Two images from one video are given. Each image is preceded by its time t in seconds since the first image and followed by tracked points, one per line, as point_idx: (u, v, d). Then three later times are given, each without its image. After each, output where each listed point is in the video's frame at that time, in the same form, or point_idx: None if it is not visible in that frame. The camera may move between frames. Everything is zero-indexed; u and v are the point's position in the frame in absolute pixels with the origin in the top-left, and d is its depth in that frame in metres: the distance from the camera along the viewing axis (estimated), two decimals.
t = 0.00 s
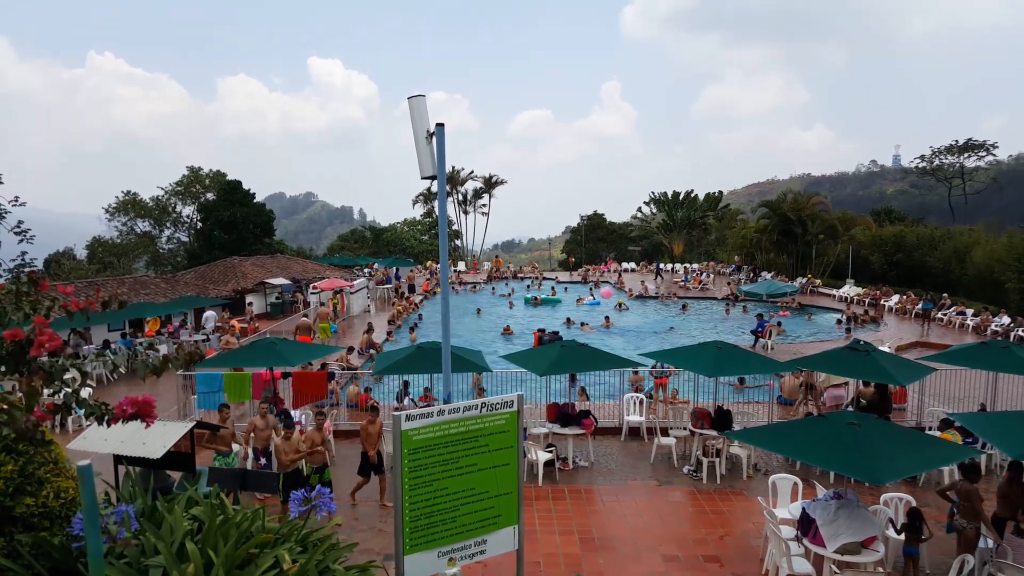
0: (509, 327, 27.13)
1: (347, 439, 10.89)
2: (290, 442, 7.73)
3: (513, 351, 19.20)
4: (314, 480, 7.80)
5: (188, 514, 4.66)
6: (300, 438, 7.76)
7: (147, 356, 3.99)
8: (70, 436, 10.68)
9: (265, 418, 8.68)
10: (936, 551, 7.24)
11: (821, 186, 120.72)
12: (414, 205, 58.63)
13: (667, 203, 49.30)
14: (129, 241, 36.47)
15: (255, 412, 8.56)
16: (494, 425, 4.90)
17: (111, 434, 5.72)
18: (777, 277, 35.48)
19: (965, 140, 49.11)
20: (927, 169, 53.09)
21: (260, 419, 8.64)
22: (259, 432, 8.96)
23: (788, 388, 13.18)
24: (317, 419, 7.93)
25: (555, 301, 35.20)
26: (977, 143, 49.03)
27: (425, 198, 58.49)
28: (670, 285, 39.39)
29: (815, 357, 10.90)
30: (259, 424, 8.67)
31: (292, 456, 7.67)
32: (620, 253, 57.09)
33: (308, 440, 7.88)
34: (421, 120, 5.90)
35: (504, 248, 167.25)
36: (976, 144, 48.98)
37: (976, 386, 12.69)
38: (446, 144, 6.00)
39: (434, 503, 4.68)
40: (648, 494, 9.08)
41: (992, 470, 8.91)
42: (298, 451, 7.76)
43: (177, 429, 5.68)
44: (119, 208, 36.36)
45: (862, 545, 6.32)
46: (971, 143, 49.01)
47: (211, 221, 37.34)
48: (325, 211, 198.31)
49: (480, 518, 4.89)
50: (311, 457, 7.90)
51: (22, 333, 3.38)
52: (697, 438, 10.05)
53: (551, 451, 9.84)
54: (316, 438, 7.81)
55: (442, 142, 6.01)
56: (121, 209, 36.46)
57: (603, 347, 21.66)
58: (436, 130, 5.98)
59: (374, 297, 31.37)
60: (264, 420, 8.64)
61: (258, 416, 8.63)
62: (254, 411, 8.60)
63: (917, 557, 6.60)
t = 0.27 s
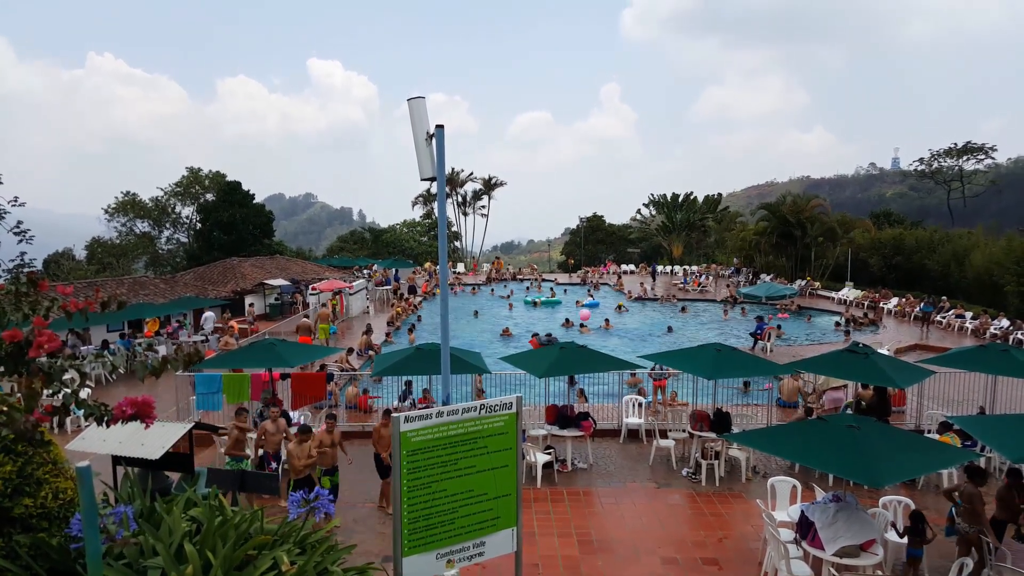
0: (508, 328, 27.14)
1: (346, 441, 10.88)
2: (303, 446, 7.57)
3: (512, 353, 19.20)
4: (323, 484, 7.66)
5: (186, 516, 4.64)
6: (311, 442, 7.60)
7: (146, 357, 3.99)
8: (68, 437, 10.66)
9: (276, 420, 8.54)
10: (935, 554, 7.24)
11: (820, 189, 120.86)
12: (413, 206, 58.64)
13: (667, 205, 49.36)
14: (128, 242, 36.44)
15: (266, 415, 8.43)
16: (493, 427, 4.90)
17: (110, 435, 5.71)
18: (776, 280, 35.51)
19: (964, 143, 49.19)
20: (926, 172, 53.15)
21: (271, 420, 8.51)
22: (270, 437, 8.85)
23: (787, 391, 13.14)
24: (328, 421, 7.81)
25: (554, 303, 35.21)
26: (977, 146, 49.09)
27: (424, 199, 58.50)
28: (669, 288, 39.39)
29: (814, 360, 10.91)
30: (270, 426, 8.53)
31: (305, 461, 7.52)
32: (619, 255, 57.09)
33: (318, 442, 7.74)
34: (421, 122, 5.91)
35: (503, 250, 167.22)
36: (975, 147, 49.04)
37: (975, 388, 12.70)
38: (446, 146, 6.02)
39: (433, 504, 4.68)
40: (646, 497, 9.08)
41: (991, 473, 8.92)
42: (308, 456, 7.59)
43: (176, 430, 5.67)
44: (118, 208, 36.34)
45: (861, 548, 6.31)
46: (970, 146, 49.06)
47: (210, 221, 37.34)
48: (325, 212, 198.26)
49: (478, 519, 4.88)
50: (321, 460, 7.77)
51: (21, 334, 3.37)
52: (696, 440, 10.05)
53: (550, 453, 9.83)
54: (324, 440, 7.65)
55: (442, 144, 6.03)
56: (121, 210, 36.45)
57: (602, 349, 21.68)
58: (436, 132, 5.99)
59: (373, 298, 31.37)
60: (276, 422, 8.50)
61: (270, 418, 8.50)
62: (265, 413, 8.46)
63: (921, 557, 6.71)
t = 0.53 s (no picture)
0: (508, 330, 27.15)
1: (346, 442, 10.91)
2: (320, 445, 7.44)
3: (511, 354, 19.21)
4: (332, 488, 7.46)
5: (186, 516, 4.64)
6: (328, 442, 7.48)
7: (147, 357, 3.99)
8: (69, 437, 10.68)
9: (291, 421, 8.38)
10: (934, 555, 7.26)
11: (820, 190, 120.90)
12: (413, 207, 58.66)
13: (667, 206, 49.39)
14: (129, 242, 36.46)
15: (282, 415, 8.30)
16: (493, 428, 4.91)
17: (109, 435, 5.71)
18: (775, 281, 35.51)
19: (964, 145, 49.20)
20: (927, 173, 53.14)
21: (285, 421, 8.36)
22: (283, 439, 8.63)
23: (787, 392, 13.11)
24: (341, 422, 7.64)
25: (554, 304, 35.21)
26: (977, 148, 49.07)
27: (424, 201, 58.52)
28: (669, 289, 39.40)
29: (814, 361, 10.90)
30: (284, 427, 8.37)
31: (321, 461, 7.40)
32: (619, 256, 57.10)
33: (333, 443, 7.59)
34: (421, 123, 5.91)
35: (503, 251, 167.35)
36: (975, 148, 49.03)
37: (976, 390, 12.70)
38: (446, 147, 6.04)
39: (432, 505, 4.68)
40: (646, 498, 9.07)
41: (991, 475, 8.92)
42: (324, 456, 7.47)
43: (176, 430, 5.66)
44: (118, 209, 36.37)
45: (861, 549, 6.30)
46: (970, 147, 49.07)
47: (210, 222, 37.36)
48: (325, 212, 198.19)
49: (478, 520, 4.88)
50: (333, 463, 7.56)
51: (22, 334, 3.37)
52: (696, 442, 10.04)
53: (549, 453, 9.83)
54: (338, 441, 7.51)
55: (442, 145, 6.05)
56: (121, 211, 36.47)
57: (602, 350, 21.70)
58: (436, 133, 6.00)
59: (373, 299, 31.38)
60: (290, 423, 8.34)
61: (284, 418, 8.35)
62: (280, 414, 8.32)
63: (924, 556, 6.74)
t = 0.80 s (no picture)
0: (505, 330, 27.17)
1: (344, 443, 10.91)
2: (331, 449, 7.36)
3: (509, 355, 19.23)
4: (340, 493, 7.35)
5: (183, 518, 4.64)
6: (338, 446, 7.40)
7: (143, 359, 3.98)
8: (65, 439, 10.65)
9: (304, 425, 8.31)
10: (932, 555, 7.29)
11: (816, 191, 121.23)
12: (410, 208, 58.63)
13: (664, 207, 49.49)
14: (124, 243, 36.34)
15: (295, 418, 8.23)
16: (490, 429, 4.92)
17: (106, 437, 5.70)
18: (772, 281, 35.60)
19: (960, 145, 49.38)
20: (922, 174, 53.33)
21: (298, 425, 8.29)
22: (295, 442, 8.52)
23: (783, 392, 13.15)
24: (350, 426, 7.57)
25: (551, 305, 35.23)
26: (972, 148, 49.25)
27: (421, 201, 58.46)
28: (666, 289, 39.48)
29: (811, 361, 10.94)
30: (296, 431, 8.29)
31: (332, 465, 7.32)
32: (616, 257, 57.16)
33: (342, 447, 7.51)
34: (418, 124, 5.93)
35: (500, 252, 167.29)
36: (970, 149, 49.22)
37: (971, 389, 12.76)
38: (443, 148, 6.06)
39: (431, 506, 4.68)
40: (644, 498, 9.09)
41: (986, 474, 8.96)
42: (333, 461, 7.38)
43: (172, 432, 5.65)
44: (114, 210, 36.27)
45: (858, 548, 6.33)
46: (965, 148, 49.25)
47: (207, 223, 37.27)
48: (321, 213, 197.90)
49: (476, 521, 4.88)
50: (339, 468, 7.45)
51: (17, 335, 3.36)
52: (693, 441, 10.06)
53: (547, 454, 9.84)
54: (346, 445, 7.40)
55: (439, 146, 6.07)
56: (117, 212, 36.35)
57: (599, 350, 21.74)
58: (433, 134, 6.03)
59: (370, 300, 31.36)
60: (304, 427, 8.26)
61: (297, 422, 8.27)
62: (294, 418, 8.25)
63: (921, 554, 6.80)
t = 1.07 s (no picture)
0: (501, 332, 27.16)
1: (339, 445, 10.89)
2: (340, 455, 7.18)
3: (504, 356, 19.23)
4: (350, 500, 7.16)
5: (178, 520, 4.63)
6: (346, 452, 7.19)
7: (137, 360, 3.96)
8: (58, 441, 10.59)
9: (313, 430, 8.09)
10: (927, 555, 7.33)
11: (811, 192, 121.69)
12: (405, 209, 58.56)
13: (658, 208, 49.59)
14: (118, 245, 36.17)
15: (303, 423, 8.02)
16: (486, 430, 4.91)
17: (100, 439, 5.67)
18: (766, 282, 35.71)
19: (953, 146, 49.64)
20: (915, 175, 53.59)
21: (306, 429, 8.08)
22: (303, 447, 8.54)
23: (778, 393, 13.19)
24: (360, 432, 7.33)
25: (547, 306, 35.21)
26: (965, 149, 49.51)
27: (416, 202, 58.39)
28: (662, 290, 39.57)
29: (805, 362, 10.97)
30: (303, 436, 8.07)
31: (342, 472, 7.13)
32: (611, 258, 57.23)
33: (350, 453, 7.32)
34: (413, 125, 5.94)
35: (495, 253, 167.26)
36: (963, 150, 49.47)
37: (965, 390, 12.82)
38: (438, 149, 6.08)
39: (426, 508, 4.67)
40: (639, 499, 9.10)
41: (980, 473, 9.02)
42: (343, 467, 7.17)
43: (167, 434, 5.63)
44: (108, 211, 36.09)
45: (853, 548, 6.34)
46: (959, 149, 49.50)
47: (201, 224, 37.14)
48: (316, 215, 197.32)
49: (471, 523, 4.87)
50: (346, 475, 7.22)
51: (10, 337, 3.32)
52: (688, 442, 10.07)
53: (543, 455, 9.83)
54: (355, 451, 7.17)
55: (434, 147, 6.08)
56: (110, 213, 36.18)
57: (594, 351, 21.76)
58: (428, 135, 6.04)
59: (364, 301, 31.30)
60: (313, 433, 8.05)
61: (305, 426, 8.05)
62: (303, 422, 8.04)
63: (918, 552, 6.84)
